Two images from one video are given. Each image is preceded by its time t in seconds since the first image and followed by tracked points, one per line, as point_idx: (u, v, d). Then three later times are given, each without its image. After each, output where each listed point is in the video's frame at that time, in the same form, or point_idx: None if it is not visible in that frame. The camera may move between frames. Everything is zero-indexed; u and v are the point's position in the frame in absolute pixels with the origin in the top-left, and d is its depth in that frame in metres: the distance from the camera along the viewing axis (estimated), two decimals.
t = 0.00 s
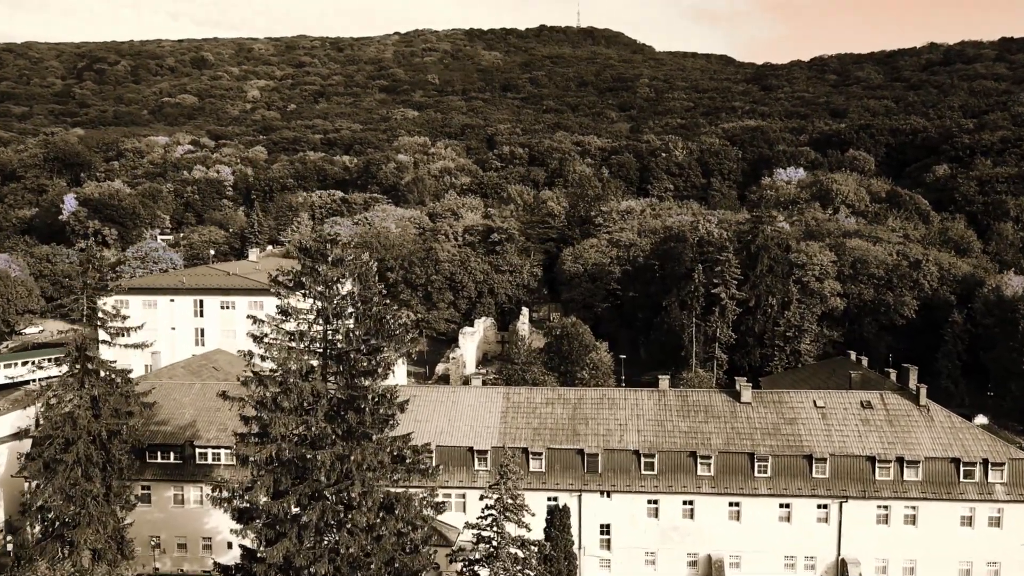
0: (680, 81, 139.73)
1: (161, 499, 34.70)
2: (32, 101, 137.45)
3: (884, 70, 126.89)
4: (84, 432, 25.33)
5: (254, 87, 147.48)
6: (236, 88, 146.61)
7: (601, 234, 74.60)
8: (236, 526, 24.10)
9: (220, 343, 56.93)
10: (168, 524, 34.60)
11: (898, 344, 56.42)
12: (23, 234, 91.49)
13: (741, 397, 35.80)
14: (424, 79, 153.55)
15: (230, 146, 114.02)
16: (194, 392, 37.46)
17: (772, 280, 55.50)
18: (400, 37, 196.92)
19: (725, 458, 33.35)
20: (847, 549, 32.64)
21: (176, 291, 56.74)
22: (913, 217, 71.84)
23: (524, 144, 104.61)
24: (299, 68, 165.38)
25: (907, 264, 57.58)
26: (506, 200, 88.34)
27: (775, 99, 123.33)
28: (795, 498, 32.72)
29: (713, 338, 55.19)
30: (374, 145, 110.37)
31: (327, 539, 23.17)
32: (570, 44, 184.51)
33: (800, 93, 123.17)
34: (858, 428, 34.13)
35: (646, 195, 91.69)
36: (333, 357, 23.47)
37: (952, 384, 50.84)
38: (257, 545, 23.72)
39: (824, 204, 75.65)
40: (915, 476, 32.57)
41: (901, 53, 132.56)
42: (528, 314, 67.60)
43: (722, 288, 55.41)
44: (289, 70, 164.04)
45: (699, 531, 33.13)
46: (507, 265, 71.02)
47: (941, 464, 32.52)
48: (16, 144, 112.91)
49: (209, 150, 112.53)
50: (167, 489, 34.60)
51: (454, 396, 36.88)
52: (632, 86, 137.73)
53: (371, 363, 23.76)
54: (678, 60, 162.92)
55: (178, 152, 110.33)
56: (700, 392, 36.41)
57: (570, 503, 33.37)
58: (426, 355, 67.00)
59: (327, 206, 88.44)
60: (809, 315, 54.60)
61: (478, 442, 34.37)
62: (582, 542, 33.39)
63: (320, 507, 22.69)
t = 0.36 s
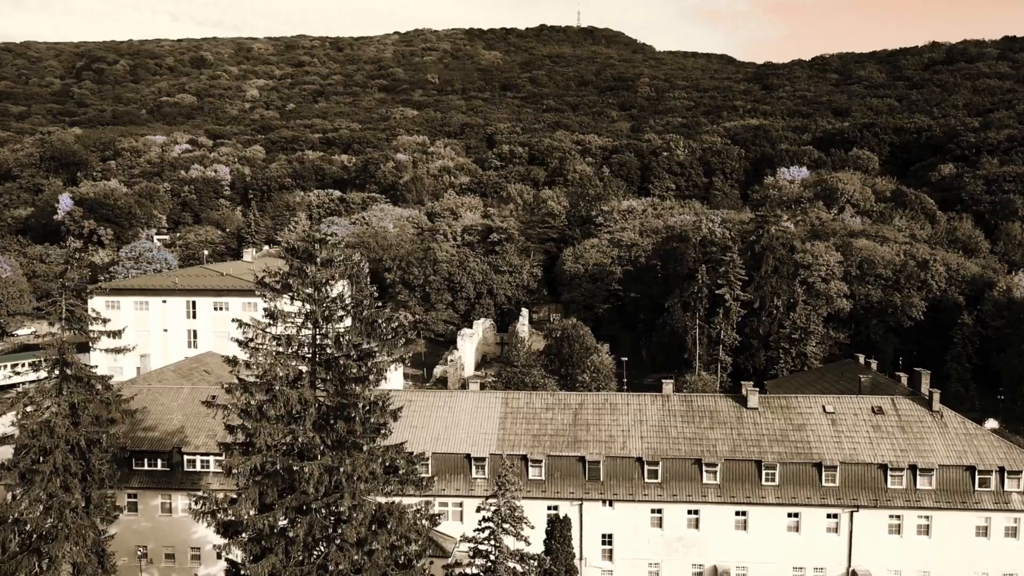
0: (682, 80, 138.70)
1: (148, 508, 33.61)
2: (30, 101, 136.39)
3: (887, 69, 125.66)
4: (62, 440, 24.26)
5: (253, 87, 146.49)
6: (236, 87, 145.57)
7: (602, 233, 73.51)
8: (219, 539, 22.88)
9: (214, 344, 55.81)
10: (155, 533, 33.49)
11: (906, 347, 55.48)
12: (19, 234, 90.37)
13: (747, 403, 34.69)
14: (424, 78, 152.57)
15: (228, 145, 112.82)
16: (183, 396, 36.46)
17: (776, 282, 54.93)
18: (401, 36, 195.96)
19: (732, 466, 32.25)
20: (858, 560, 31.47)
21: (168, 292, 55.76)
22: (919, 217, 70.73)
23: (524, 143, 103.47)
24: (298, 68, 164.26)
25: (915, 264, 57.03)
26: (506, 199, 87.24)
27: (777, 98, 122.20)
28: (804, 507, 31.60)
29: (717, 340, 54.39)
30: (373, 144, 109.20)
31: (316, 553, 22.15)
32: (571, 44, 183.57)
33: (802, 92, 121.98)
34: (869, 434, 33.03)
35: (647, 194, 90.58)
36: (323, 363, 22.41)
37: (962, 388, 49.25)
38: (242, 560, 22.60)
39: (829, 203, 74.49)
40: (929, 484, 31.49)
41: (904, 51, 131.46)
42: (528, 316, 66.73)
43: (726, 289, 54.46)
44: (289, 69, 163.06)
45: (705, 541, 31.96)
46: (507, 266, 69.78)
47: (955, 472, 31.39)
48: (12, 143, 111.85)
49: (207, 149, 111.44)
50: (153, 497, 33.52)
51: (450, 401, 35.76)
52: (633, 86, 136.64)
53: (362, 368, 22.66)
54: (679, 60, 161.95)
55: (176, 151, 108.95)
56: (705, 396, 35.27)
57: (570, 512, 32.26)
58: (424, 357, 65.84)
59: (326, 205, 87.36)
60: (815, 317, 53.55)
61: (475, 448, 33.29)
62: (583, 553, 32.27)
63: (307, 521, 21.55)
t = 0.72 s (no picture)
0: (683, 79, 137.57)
1: (134, 518, 32.53)
2: (28, 100, 135.21)
3: (889, 67, 124.01)
4: (37, 451, 23.15)
5: (252, 86, 145.27)
6: (235, 87, 144.28)
7: (603, 233, 72.42)
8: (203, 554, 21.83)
9: (207, 346, 55.20)
10: (142, 543, 32.35)
11: (913, 349, 54.76)
12: (13, 234, 89.13)
13: (754, 409, 34.30)
14: (423, 78, 151.40)
15: (225, 144, 111.26)
16: (171, 401, 35.34)
17: (782, 282, 54.28)
18: (400, 36, 194.74)
19: (738, 474, 31.69)
20: (868, 572, 30.79)
21: (161, 293, 55.02)
22: (925, 217, 69.57)
23: (524, 143, 102.14)
24: (297, 67, 162.92)
25: (923, 264, 56.11)
26: (506, 198, 86.11)
27: (779, 97, 120.86)
28: (813, 517, 30.94)
29: (722, 342, 53.66)
30: (371, 143, 107.81)
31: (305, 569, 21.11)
32: (572, 44, 182.44)
33: (804, 91, 120.61)
34: (880, 441, 32.55)
35: (648, 194, 89.35)
36: (312, 370, 21.41)
37: (971, 391, 48.64)
38: None
39: (833, 203, 73.27)
40: (943, 493, 30.80)
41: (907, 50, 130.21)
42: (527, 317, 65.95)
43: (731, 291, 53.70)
44: (288, 68, 161.83)
45: (710, 553, 31.34)
46: (506, 267, 68.24)
47: (971, 481, 30.67)
48: (9, 142, 110.66)
49: (205, 148, 110.16)
50: (140, 506, 32.47)
51: (451, 407, 35.48)
52: (634, 85, 135.41)
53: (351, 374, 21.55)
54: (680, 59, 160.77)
55: (173, 151, 107.23)
56: (710, 402, 34.91)
57: (572, 522, 31.81)
58: (422, 359, 64.66)
59: (323, 204, 86.11)
60: (821, 319, 52.83)
61: (473, 456, 33.03)
62: (586, 564, 31.73)
63: (293, 538, 20.48)
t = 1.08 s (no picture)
0: (683, 78, 136.41)
1: (120, 528, 31.43)
2: (27, 99, 134.16)
3: (891, 66, 122.19)
4: (12, 460, 22.38)
5: (252, 85, 144.12)
6: (234, 86, 143.03)
7: (603, 233, 71.27)
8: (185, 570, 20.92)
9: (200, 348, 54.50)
10: (128, 555, 31.29)
11: (920, 350, 54.96)
12: (8, 233, 87.92)
13: (762, 415, 33.22)
14: (423, 77, 150.29)
15: (223, 142, 109.65)
16: (159, 406, 34.18)
17: (788, 283, 54.79)
18: (401, 35, 193.66)
19: (745, 483, 30.60)
20: None
21: (153, 294, 54.26)
22: (931, 216, 68.42)
23: (523, 142, 100.79)
24: (297, 67, 161.70)
25: (930, 264, 57.10)
26: (506, 198, 85.06)
27: (781, 96, 119.48)
28: (823, 527, 29.86)
29: (726, 343, 54.08)
30: (370, 142, 106.37)
31: None
32: (572, 43, 181.33)
33: (806, 90, 119.19)
34: (892, 448, 31.45)
35: (649, 193, 88.17)
36: (299, 377, 20.41)
37: (983, 396, 47.37)
38: None
39: (837, 202, 72.18)
40: (958, 503, 29.80)
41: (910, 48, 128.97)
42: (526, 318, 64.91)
43: (735, 292, 54.07)
44: (288, 68, 160.67)
45: (716, 564, 30.25)
46: (506, 267, 67.27)
47: (988, 490, 29.64)
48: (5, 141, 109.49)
49: (203, 146, 108.89)
50: (126, 516, 31.35)
51: (447, 412, 34.43)
52: (634, 84, 134.25)
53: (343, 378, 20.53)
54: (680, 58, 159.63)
55: (171, 151, 105.42)
56: (715, 407, 33.86)
57: (572, 533, 30.73)
58: (419, 361, 63.49)
59: (321, 204, 84.86)
60: (828, 320, 53.39)
61: (470, 463, 31.91)
62: None
63: (278, 556, 19.58)
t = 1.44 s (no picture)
0: (684, 77, 135.25)
1: (104, 538, 30.96)
2: (26, 99, 132.97)
3: (893, 65, 120.40)
4: None
5: (251, 84, 142.81)
6: (233, 85, 141.71)
7: (604, 233, 70.33)
8: None
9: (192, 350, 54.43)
10: (112, 565, 30.81)
11: (927, 352, 55.71)
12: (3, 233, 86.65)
13: (770, 422, 34.21)
14: (423, 76, 149.02)
15: (221, 141, 107.91)
16: (145, 412, 33.57)
17: (794, 283, 55.51)
18: (401, 35, 192.43)
19: (752, 492, 31.62)
20: None
21: (144, 295, 54.12)
22: (937, 215, 67.41)
23: (523, 141, 99.43)
24: (296, 66, 160.49)
25: (938, 265, 57.27)
26: (505, 197, 84.09)
27: (783, 95, 118.09)
28: (834, 538, 30.85)
29: (730, 346, 54.76)
30: (368, 141, 104.83)
31: None
32: (572, 43, 180.07)
33: (808, 89, 117.83)
34: (904, 456, 32.50)
35: (650, 192, 87.05)
36: (283, 385, 21.36)
37: (993, 399, 46.65)
38: None
39: (841, 202, 71.04)
40: (975, 513, 30.87)
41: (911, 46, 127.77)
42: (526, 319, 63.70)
43: (739, 292, 55.18)
44: (287, 67, 159.36)
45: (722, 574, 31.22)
46: (505, 268, 66.20)
47: (1003, 500, 30.74)
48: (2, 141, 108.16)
49: (200, 145, 107.39)
50: (111, 525, 30.91)
51: (443, 417, 35.33)
52: (635, 83, 133.06)
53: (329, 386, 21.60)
54: (681, 58, 158.43)
55: (168, 150, 103.54)
56: (720, 414, 34.84)
57: (576, 543, 31.63)
58: (417, 363, 62.68)
59: (319, 203, 82.06)
60: (833, 321, 54.05)
61: (467, 472, 32.72)
62: None
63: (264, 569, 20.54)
